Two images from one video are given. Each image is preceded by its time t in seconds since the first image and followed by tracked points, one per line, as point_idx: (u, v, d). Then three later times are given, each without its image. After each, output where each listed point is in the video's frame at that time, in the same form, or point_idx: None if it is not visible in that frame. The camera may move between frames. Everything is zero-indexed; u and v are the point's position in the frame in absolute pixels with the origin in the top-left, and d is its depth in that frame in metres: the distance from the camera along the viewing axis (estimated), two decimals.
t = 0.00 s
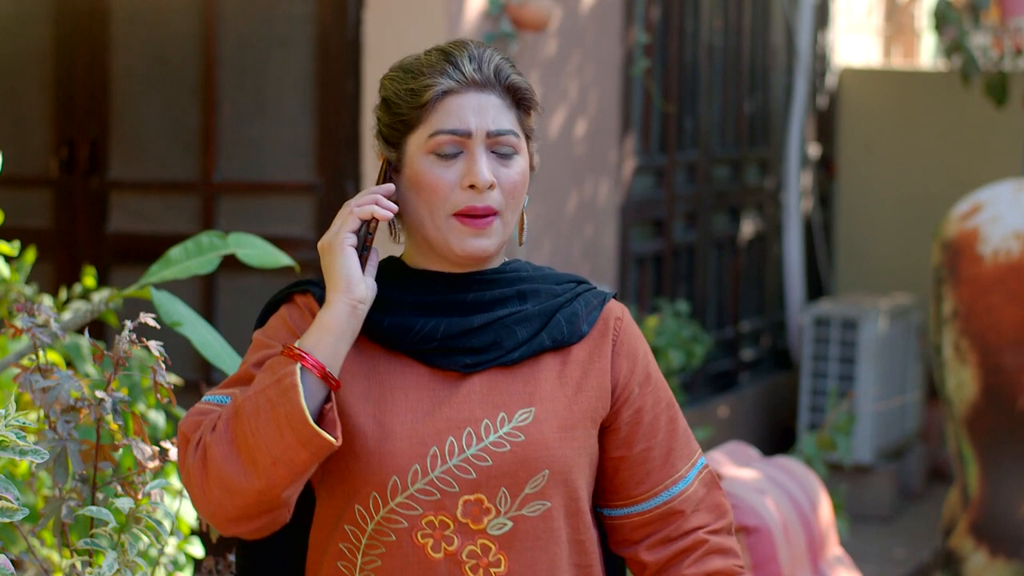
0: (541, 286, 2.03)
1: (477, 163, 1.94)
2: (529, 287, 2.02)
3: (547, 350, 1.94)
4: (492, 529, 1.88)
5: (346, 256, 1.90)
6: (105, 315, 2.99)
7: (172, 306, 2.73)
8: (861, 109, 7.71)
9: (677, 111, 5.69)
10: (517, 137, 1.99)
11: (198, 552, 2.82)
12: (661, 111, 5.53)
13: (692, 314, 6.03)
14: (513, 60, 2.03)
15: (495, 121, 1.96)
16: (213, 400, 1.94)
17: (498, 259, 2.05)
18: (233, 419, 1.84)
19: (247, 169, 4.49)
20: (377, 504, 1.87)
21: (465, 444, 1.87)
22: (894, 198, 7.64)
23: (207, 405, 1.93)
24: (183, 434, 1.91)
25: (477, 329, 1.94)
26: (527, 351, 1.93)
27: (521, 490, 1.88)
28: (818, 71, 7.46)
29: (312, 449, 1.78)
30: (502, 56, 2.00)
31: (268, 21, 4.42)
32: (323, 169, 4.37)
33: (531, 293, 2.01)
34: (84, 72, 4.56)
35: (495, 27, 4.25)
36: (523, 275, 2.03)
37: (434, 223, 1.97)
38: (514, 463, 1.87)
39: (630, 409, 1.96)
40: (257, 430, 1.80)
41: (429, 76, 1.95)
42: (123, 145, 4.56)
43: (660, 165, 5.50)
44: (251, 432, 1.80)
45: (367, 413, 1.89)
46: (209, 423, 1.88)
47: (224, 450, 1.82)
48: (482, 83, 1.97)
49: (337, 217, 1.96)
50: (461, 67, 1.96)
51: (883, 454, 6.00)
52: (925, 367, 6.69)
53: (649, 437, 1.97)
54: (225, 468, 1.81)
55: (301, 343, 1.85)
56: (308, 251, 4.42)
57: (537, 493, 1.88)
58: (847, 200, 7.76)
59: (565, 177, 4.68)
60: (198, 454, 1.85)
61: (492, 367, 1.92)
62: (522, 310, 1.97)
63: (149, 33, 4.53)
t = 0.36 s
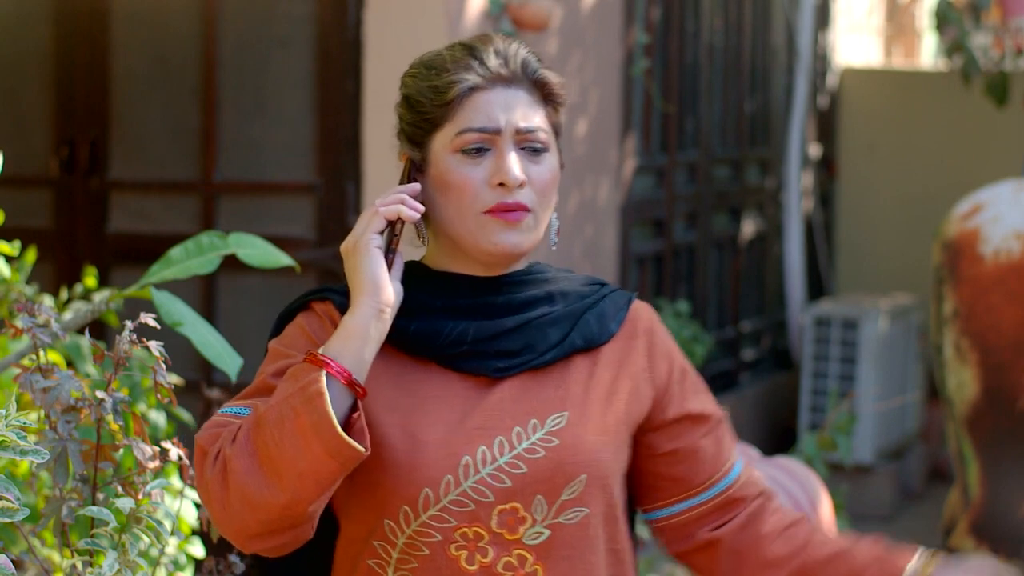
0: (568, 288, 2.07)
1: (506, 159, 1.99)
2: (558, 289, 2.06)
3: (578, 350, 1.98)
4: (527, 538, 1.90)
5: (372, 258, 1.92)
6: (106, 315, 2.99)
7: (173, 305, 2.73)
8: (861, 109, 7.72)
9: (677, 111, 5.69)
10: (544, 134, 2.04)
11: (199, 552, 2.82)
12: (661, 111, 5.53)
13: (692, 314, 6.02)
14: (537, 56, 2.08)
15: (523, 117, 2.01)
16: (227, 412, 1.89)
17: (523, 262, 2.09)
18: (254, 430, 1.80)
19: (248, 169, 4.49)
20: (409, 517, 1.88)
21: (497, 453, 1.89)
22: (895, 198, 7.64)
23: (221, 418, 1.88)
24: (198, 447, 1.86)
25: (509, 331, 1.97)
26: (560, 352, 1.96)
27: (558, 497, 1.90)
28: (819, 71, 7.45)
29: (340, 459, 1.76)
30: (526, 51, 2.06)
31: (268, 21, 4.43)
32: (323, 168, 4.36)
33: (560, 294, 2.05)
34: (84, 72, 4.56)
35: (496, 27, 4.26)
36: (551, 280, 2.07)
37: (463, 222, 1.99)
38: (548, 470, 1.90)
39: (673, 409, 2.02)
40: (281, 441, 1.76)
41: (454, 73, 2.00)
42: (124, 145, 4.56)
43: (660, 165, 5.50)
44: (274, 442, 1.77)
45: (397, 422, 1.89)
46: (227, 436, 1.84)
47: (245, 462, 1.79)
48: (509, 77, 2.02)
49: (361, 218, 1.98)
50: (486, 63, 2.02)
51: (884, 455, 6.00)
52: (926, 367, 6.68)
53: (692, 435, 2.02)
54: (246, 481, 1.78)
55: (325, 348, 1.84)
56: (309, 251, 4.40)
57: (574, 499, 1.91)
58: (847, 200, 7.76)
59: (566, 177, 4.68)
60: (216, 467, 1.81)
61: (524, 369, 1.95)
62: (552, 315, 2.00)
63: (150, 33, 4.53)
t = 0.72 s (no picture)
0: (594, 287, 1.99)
1: (528, 162, 1.93)
2: (583, 290, 1.98)
3: (606, 351, 1.91)
4: (560, 546, 1.83)
5: (376, 261, 1.85)
6: (106, 316, 2.99)
7: (174, 306, 2.73)
8: (863, 109, 7.72)
9: (678, 111, 5.69)
10: (568, 135, 1.98)
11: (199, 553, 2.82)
12: (662, 111, 5.53)
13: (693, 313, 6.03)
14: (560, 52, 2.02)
15: (545, 116, 1.95)
16: (235, 420, 1.85)
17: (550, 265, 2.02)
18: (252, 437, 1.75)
19: (248, 169, 4.49)
20: (438, 530, 1.81)
21: (526, 460, 1.82)
22: (896, 198, 7.64)
23: (231, 424, 1.85)
24: (202, 453, 1.82)
25: (535, 336, 1.90)
26: (587, 355, 1.89)
27: (589, 504, 1.83)
28: (820, 71, 7.47)
29: (336, 466, 1.69)
30: (549, 48, 1.99)
31: (269, 21, 4.42)
32: (324, 168, 4.36)
33: (587, 295, 1.97)
34: (84, 73, 4.57)
35: (496, 27, 4.26)
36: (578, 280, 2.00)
37: (486, 228, 1.94)
38: (579, 476, 1.82)
39: (720, 391, 1.92)
40: (276, 448, 1.70)
41: (473, 73, 1.95)
42: (125, 145, 4.57)
43: (662, 165, 5.49)
44: (271, 449, 1.71)
45: (422, 430, 1.84)
46: (227, 442, 1.79)
47: (243, 470, 1.73)
48: (530, 77, 1.96)
49: (370, 221, 1.91)
50: (507, 62, 1.96)
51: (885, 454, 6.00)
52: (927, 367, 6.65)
53: (747, 405, 1.91)
54: (244, 490, 1.72)
55: (327, 354, 1.77)
56: (309, 251, 4.38)
57: (606, 505, 1.83)
58: (848, 200, 7.77)
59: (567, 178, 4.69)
60: (215, 474, 1.76)
61: (551, 374, 1.88)
62: (579, 315, 1.93)
63: (151, 33, 4.53)
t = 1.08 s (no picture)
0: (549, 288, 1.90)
1: (484, 165, 1.84)
2: (538, 291, 1.88)
3: (561, 352, 1.83)
4: (524, 550, 1.75)
5: (333, 257, 1.73)
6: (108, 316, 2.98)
7: (177, 306, 2.73)
8: (866, 108, 7.71)
9: (682, 111, 5.69)
10: (527, 138, 1.89)
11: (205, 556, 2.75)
12: (665, 112, 5.53)
13: (696, 313, 6.03)
14: (524, 54, 1.93)
15: (504, 119, 1.86)
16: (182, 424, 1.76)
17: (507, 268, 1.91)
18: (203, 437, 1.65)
19: (250, 170, 4.49)
20: (400, 535, 1.72)
21: (489, 461, 1.74)
22: (899, 198, 7.63)
23: (177, 428, 1.75)
24: (149, 458, 1.72)
25: (491, 337, 1.80)
26: (541, 358, 1.81)
27: (554, 505, 1.76)
28: (823, 71, 7.47)
29: (291, 464, 1.59)
30: (510, 50, 1.91)
31: (272, 20, 4.41)
32: (326, 167, 4.35)
33: (541, 295, 1.88)
34: (86, 73, 4.58)
35: (499, 28, 4.26)
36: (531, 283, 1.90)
37: (438, 231, 1.85)
38: (545, 477, 1.75)
39: (681, 376, 1.89)
40: (231, 446, 1.61)
41: (433, 72, 1.86)
42: (128, 145, 4.57)
43: (665, 165, 5.49)
44: (224, 449, 1.61)
45: (378, 434, 1.73)
46: (176, 445, 1.69)
47: (194, 471, 1.63)
48: (492, 78, 1.87)
49: (323, 217, 1.79)
50: (468, 62, 1.87)
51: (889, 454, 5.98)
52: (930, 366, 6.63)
53: (704, 381, 1.90)
54: (195, 490, 1.62)
55: (282, 351, 1.68)
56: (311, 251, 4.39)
57: (571, 507, 1.76)
58: (852, 200, 7.77)
59: (570, 177, 4.70)
60: (165, 478, 1.66)
61: (509, 377, 1.79)
62: (533, 315, 1.84)
63: (153, 33, 4.54)
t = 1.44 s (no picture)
0: (453, 297, 1.81)
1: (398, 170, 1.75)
2: (442, 299, 1.79)
3: (467, 362, 1.76)
4: (429, 565, 1.66)
5: (249, 261, 1.63)
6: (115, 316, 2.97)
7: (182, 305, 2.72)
8: (871, 108, 7.72)
9: (687, 111, 5.68)
10: (438, 144, 1.82)
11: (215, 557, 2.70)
12: (671, 112, 5.53)
13: (702, 313, 6.04)
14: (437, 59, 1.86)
15: (417, 124, 1.78)
16: (88, 429, 1.63)
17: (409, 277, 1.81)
18: (111, 444, 1.53)
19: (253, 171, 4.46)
20: (306, 549, 1.61)
21: (396, 474, 1.65)
22: (903, 199, 7.65)
23: (81, 435, 1.62)
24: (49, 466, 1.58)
25: (400, 346, 1.70)
26: (450, 368, 1.73)
27: (460, 520, 1.68)
28: (829, 72, 7.47)
29: (209, 475, 1.49)
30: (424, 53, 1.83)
31: (277, 20, 4.41)
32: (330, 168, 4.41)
33: (444, 304, 1.79)
34: (91, 74, 4.61)
35: (505, 28, 4.25)
36: (438, 289, 1.81)
37: (349, 237, 1.75)
38: (451, 491, 1.67)
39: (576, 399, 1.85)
40: (143, 455, 1.49)
41: (345, 73, 1.76)
42: (135, 146, 4.58)
43: (671, 165, 5.49)
44: (135, 457, 1.49)
45: (285, 447, 1.62)
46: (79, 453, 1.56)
47: (102, 481, 1.51)
48: (406, 81, 1.78)
49: (238, 218, 1.68)
50: (382, 65, 1.78)
51: (894, 455, 5.98)
52: (936, 368, 6.60)
53: (594, 409, 1.86)
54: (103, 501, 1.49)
55: (192, 358, 1.56)
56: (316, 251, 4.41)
57: (476, 521, 1.69)
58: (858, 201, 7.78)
59: (574, 177, 4.72)
60: (71, 488, 1.52)
61: (416, 388, 1.70)
62: (439, 324, 1.75)
63: (158, 34, 4.55)
